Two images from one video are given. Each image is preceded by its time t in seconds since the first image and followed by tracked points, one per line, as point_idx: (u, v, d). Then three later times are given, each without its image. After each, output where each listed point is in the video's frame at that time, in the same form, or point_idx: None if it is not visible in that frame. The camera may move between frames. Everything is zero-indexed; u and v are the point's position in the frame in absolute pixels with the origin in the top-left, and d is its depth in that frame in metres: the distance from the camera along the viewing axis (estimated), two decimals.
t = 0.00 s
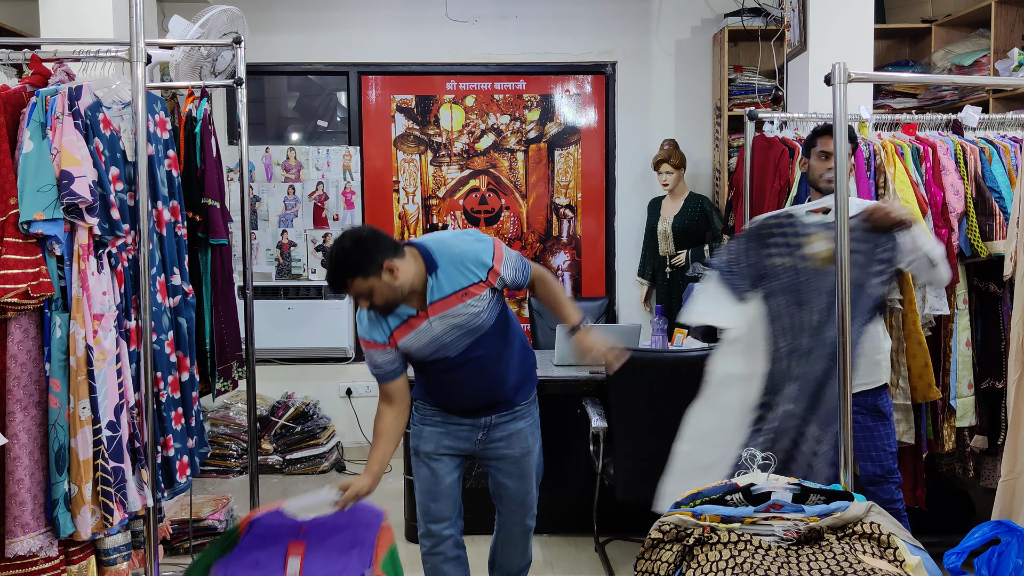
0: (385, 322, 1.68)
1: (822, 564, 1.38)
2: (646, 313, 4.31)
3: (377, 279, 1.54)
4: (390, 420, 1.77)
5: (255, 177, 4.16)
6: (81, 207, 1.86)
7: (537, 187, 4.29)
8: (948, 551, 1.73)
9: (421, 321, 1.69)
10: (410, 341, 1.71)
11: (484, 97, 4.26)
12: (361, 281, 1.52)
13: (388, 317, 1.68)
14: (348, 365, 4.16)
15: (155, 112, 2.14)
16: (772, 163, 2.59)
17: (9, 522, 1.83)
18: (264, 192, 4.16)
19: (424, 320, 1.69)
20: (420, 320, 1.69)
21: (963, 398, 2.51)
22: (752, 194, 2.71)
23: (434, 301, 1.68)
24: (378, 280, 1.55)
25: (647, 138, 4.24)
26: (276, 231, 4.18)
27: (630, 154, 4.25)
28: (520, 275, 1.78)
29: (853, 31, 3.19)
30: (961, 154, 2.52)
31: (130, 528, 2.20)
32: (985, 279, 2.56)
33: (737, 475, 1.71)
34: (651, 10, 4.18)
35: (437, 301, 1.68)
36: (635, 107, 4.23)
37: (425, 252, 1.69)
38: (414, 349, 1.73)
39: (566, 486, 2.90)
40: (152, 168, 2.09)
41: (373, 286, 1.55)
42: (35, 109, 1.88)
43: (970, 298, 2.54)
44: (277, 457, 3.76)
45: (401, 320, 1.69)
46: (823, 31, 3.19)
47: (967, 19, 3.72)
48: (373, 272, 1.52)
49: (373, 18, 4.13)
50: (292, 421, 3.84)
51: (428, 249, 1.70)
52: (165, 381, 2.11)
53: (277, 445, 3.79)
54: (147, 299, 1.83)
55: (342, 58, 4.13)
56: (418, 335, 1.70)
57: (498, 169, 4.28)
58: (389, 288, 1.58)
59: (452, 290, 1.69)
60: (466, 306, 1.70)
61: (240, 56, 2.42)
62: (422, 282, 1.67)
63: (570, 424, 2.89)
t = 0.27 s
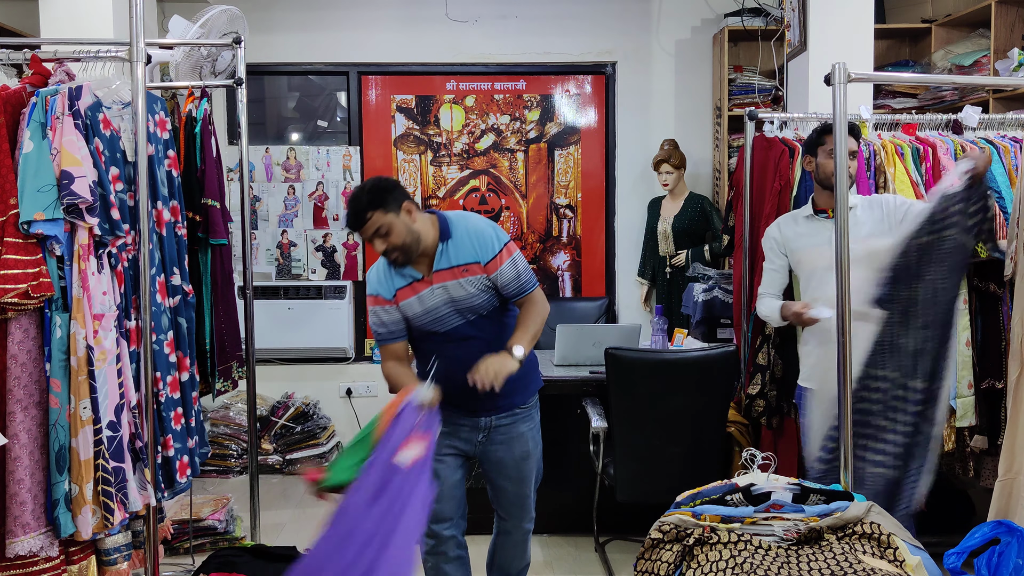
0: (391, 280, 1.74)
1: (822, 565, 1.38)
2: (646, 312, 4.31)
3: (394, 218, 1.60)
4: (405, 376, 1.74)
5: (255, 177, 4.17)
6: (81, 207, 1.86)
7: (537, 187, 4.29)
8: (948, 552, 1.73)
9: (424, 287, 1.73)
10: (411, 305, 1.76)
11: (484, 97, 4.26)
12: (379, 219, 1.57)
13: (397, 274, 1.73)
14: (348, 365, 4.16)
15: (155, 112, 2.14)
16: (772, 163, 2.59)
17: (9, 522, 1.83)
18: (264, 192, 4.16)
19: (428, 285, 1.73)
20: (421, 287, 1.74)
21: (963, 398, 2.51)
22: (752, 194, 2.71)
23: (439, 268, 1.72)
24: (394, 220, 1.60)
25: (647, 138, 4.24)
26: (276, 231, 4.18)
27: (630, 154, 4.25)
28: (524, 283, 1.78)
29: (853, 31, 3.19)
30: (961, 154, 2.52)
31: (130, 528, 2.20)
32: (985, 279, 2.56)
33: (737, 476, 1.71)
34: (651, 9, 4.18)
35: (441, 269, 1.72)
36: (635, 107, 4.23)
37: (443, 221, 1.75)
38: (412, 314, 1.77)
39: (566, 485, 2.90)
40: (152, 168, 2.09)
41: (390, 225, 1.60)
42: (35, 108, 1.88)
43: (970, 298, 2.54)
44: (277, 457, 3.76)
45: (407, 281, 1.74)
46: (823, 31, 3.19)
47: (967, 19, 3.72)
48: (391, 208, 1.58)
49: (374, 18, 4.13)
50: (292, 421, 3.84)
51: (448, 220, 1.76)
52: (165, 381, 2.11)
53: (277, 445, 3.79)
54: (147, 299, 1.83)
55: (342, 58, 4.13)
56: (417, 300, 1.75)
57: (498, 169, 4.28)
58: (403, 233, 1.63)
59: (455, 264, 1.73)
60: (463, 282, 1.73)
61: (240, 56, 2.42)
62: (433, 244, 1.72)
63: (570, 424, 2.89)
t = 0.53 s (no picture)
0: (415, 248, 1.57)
1: (822, 565, 1.38)
2: (646, 312, 4.31)
3: (434, 177, 1.44)
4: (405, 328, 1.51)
5: (255, 177, 4.17)
6: (81, 207, 1.86)
7: (537, 187, 4.29)
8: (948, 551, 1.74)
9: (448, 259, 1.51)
10: (432, 275, 1.52)
11: (484, 97, 4.26)
12: (423, 172, 1.41)
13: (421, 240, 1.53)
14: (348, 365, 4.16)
15: (155, 112, 2.14)
16: (772, 163, 2.59)
17: (9, 522, 1.83)
18: (264, 192, 4.16)
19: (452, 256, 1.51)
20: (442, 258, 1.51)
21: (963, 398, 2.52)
22: (752, 194, 2.71)
23: (462, 241, 1.52)
24: (433, 179, 1.44)
25: (647, 138, 4.24)
26: (276, 231, 4.18)
27: (630, 154, 4.25)
28: (545, 258, 1.67)
29: (853, 31, 3.19)
30: (961, 154, 2.52)
31: (130, 528, 2.19)
32: (985, 279, 2.56)
33: (738, 475, 1.72)
34: (651, 9, 4.18)
35: (465, 242, 1.52)
36: (635, 107, 4.23)
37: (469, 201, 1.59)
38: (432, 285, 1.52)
39: (566, 485, 2.90)
40: (152, 168, 2.09)
41: (429, 183, 1.43)
42: (35, 109, 1.88)
43: (970, 298, 2.54)
44: (276, 457, 3.76)
45: (431, 251, 1.52)
46: (823, 31, 3.19)
47: (968, 19, 3.72)
48: (432, 167, 1.43)
49: (374, 18, 4.13)
50: (292, 421, 3.84)
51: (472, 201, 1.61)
52: (165, 381, 2.11)
53: (277, 445, 3.79)
54: (147, 299, 1.83)
55: (342, 58, 4.13)
56: (439, 271, 1.51)
57: (498, 169, 4.28)
58: (439, 195, 1.45)
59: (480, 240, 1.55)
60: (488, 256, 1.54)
61: (240, 56, 2.42)
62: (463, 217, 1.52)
63: (570, 424, 2.89)
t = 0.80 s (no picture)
0: (445, 223, 1.56)
1: (822, 565, 1.38)
2: (646, 312, 4.31)
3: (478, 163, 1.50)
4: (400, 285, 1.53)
5: (255, 177, 4.17)
6: (81, 207, 1.86)
7: (537, 187, 4.29)
8: (948, 551, 1.73)
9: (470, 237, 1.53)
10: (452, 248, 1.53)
11: (484, 97, 4.26)
12: (469, 148, 1.46)
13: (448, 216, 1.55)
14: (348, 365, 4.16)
15: (155, 112, 2.14)
16: (772, 163, 2.59)
17: (9, 522, 1.83)
18: (264, 192, 4.16)
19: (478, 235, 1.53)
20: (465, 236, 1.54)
21: (963, 398, 2.51)
22: (751, 194, 2.71)
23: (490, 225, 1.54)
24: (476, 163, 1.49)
25: (647, 138, 4.24)
26: (276, 231, 4.19)
27: (630, 154, 4.25)
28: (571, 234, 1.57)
29: (853, 31, 3.19)
30: (961, 154, 2.52)
31: (130, 528, 2.19)
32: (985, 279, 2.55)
33: (737, 475, 1.72)
34: (651, 9, 4.17)
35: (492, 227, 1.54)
36: (635, 107, 4.23)
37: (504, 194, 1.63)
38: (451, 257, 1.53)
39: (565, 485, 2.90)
40: (152, 168, 2.09)
41: (472, 166, 1.49)
42: (34, 108, 1.88)
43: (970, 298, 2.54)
44: (276, 457, 3.76)
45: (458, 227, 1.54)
46: (824, 31, 3.19)
47: (968, 19, 3.72)
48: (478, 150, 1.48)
49: (374, 18, 4.13)
50: (292, 421, 3.84)
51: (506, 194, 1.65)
52: (165, 381, 2.11)
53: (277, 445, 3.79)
54: (147, 299, 1.83)
55: (342, 58, 4.13)
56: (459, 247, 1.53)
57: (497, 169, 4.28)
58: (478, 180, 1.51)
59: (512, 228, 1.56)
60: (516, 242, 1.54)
61: (240, 56, 2.42)
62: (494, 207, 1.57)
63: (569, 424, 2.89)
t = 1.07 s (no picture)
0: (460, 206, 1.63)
1: (822, 564, 1.38)
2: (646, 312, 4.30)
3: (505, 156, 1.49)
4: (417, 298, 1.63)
5: (255, 177, 4.17)
6: (81, 207, 1.86)
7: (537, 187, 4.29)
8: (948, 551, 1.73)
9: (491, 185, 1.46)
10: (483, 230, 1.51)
11: (484, 97, 4.26)
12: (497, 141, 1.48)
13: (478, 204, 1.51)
14: (348, 365, 4.16)
15: (155, 112, 2.14)
16: (772, 163, 2.59)
17: (9, 522, 1.83)
18: (264, 192, 4.17)
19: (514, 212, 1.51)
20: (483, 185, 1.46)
21: (963, 398, 2.52)
22: (751, 194, 2.71)
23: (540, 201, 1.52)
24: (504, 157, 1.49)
25: (647, 138, 4.24)
26: (276, 231, 4.19)
27: (630, 154, 4.25)
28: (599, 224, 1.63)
29: (854, 31, 3.19)
30: (961, 154, 2.52)
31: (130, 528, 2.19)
32: (985, 279, 2.56)
33: (737, 475, 1.72)
34: (651, 9, 4.18)
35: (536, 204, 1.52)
36: (635, 107, 4.23)
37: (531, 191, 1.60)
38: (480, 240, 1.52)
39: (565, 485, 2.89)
40: (152, 168, 2.09)
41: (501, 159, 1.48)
42: (35, 109, 1.88)
43: (970, 298, 2.54)
44: (276, 457, 3.76)
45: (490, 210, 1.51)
46: (823, 31, 3.19)
47: (968, 19, 3.72)
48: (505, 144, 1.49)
49: (373, 18, 4.13)
50: (292, 421, 3.84)
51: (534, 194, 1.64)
52: (165, 381, 2.11)
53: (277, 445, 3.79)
54: (147, 299, 1.83)
55: (342, 58, 4.13)
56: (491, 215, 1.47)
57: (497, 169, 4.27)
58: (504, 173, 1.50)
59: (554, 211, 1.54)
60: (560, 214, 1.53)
61: (240, 56, 2.42)
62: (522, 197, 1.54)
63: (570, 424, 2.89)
